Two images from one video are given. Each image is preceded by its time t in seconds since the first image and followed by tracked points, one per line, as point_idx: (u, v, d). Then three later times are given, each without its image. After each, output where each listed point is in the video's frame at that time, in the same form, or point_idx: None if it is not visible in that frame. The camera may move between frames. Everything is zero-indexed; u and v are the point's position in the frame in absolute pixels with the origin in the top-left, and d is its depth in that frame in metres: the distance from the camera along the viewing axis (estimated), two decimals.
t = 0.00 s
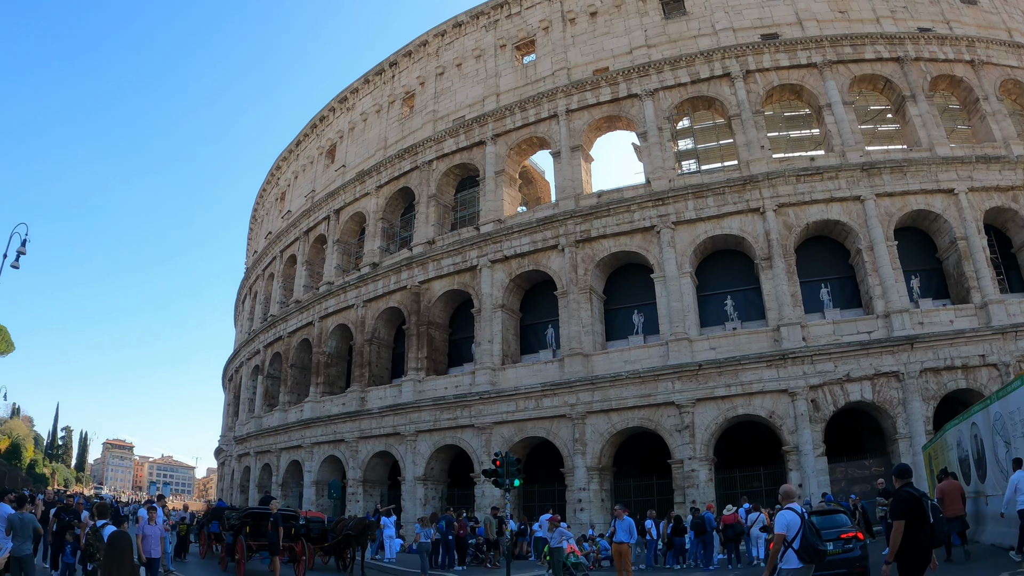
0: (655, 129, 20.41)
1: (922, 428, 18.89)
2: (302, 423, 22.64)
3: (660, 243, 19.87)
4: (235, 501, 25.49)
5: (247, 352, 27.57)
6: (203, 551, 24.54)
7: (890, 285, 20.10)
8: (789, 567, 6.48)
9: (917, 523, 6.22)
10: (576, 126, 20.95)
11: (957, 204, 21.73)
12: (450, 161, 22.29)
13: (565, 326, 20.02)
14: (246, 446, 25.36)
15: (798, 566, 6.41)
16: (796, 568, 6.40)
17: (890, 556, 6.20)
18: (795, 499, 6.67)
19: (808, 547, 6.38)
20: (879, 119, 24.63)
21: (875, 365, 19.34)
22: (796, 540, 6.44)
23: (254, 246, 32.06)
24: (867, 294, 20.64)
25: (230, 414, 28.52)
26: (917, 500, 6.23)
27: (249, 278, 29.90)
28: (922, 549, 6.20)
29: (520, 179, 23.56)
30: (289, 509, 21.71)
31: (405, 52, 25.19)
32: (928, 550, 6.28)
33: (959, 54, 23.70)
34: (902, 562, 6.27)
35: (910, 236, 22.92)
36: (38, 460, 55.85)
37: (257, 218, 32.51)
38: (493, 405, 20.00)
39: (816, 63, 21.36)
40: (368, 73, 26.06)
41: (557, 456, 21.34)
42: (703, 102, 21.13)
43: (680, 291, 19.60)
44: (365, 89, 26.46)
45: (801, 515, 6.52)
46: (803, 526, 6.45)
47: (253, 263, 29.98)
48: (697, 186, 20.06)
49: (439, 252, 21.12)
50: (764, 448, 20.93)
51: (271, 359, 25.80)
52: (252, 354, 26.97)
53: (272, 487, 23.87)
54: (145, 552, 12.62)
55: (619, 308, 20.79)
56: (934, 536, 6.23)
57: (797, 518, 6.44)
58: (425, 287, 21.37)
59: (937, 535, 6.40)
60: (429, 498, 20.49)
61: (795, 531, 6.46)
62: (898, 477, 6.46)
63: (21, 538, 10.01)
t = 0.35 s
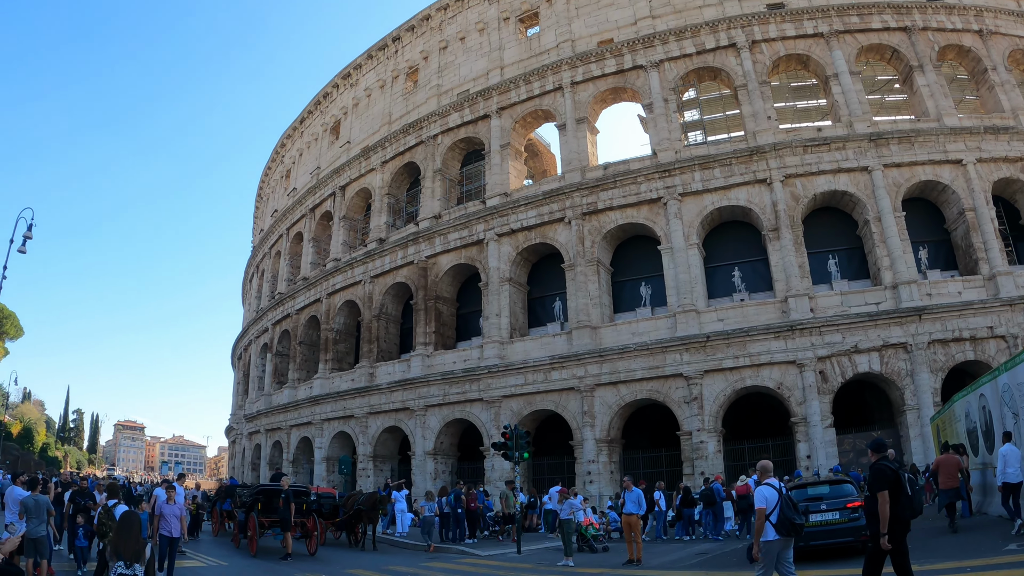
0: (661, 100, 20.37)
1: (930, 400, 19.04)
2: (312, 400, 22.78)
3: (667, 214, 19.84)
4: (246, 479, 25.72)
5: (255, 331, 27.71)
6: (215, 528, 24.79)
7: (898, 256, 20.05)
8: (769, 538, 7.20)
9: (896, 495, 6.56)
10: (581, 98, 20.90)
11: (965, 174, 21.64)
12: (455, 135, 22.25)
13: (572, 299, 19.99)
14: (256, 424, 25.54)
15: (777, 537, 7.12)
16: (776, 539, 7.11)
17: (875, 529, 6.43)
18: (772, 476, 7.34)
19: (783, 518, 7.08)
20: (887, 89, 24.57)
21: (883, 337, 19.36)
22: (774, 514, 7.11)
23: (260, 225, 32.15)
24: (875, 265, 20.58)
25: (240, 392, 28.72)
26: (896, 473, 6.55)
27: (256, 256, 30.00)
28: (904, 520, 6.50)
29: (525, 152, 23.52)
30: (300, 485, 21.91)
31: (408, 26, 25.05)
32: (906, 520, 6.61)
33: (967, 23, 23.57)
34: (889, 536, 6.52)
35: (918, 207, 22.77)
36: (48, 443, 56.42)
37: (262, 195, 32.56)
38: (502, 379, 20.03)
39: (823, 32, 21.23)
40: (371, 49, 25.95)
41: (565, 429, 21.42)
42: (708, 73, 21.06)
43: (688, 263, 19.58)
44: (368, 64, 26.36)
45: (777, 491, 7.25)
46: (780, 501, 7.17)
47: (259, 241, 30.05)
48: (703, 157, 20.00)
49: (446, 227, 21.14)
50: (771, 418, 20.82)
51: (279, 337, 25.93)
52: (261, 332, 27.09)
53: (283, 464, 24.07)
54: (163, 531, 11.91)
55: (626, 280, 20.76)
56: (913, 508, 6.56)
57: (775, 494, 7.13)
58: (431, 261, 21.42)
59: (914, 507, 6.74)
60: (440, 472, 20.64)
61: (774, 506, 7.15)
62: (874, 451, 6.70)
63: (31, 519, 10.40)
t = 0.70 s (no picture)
0: (662, 79, 20.36)
1: (930, 380, 19.11)
2: (313, 380, 22.84)
3: (667, 193, 19.84)
4: (248, 460, 25.86)
5: (256, 313, 27.78)
6: (217, 509, 24.97)
7: (899, 236, 20.04)
8: (745, 514, 7.60)
9: (858, 480, 6.45)
10: (582, 77, 20.88)
11: (967, 155, 21.61)
12: (455, 115, 22.22)
13: (573, 278, 19.97)
14: (258, 405, 25.65)
15: (751, 514, 7.50)
16: (750, 516, 7.50)
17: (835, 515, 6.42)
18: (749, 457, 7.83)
19: (758, 495, 7.54)
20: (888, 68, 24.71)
21: (884, 317, 19.38)
22: (750, 491, 7.59)
23: (260, 207, 32.19)
24: (876, 245, 20.58)
25: (241, 374, 28.81)
26: (858, 457, 6.43)
27: (256, 238, 30.04)
28: (865, 505, 6.41)
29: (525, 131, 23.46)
30: (302, 466, 22.02)
31: (407, 6, 24.83)
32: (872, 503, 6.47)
33: (970, 3, 23.56)
34: (849, 521, 6.45)
35: (919, 187, 22.71)
36: (51, 427, 56.72)
37: (262, 177, 32.54)
38: (503, 358, 20.05)
39: (825, 11, 21.24)
40: (370, 29, 25.83)
41: (566, 409, 21.47)
42: (709, 52, 21.03)
43: (689, 242, 19.54)
44: (367, 45, 26.25)
45: (753, 469, 7.69)
46: (755, 479, 7.62)
47: (260, 223, 30.06)
48: (704, 136, 19.97)
49: (446, 207, 21.14)
50: (772, 396, 20.84)
51: (280, 318, 25.99)
52: (261, 314, 27.14)
53: (285, 445, 24.20)
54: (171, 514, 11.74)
55: (627, 259, 20.72)
56: (878, 492, 6.41)
57: (748, 472, 7.57)
58: (432, 242, 21.44)
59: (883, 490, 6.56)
60: (441, 452, 20.73)
61: (748, 483, 7.62)
62: (838, 434, 6.62)
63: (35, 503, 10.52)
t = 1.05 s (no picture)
0: (655, 57, 20.35)
1: (922, 359, 19.19)
2: (306, 359, 22.86)
3: (661, 171, 19.81)
4: (242, 440, 25.93)
5: (248, 293, 27.75)
6: (212, 490, 25.02)
7: (892, 216, 20.05)
8: (711, 494, 7.88)
9: (818, 459, 6.85)
10: (575, 55, 20.85)
11: (961, 136, 21.61)
12: (447, 93, 22.15)
13: (566, 256, 19.93)
14: (252, 385, 25.70)
15: (717, 492, 7.77)
16: (717, 494, 7.76)
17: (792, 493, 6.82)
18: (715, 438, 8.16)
19: (723, 474, 7.84)
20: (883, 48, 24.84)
21: (876, 296, 19.42)
22: (716, 470, 7.88)
23: (252, 186, 32.12)
24: (869, 225, 20.59)
25: (234, 354, 28.84)
26: (817, 437, 6.88)
27: (248, 218, 29.98)
28: (824, 484, 6.75)
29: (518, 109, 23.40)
30: (296, 445, 22.06)
31: None
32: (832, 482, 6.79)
33: None
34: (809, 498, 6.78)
35: (913, 167, 22.70)
36: (46, 410, 56.75)
37: (255, 156, 32.43)
38: (496, 336, 20.04)
39: None
40: (362, 6, 25.61)
41: (559, 387, 21.50)
42: (703, 29, 21.01)
43: (682, 220, 19.48)
44: (359, 22, 26.00)
45: (719, 450, 8.06)
46: (721, 460, 7.97)
47: (252, 202, 29.96)
48: (698, 114, 19.95)
49: (438, 184, 21.11)
50: (764, 374, 20.88)
51: (273, 298, 25.98)
52: (255, 294, 27.12)
53: (279, 424, 24.27)
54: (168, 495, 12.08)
55: (620, 237, 20.69)
56: (836, 472, 6.79)
57: (715, 451, 7.93)
58: (425, 220, 21.43)
59: (844, 476, 6.90)
60: (435, 430, 20.79)
61: (714, 463, 7.93)
62: (801, 417, 7.11)
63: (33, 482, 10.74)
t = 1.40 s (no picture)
0: (643, 39, 20.36)
1: (907, 343, 19.29)
2: (293, 341, 22.86)
3: (648, 153, 19.79)
4: (230, 423, 25.94)
5: (234, 275, 27.68)
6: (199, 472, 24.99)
7: (879, 200, 20.08)
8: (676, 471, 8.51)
9: (774, 441, 7.28)
10: (563, 37, 20.82)
11: (948, 121, 21.66)
12: (434, 74, 22.09)
13: (553, 238, 19.88)
14: (238, 367, 25.71)
15: (680, 471, 8.41)
16: (679, 472, 8.41)
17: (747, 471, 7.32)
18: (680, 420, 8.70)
19: (687, 453, 8.44)
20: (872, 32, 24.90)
21: (862, 280, 19.48)
22: (680, 450, 8.46)
23: (238, 168, 31.98)
24: (856, 209, 20.62)
25: (221, 336, 28.81)
26: (774, 419, 7.27)
27: (234, 200, 29.88)
28: (779, 464, 7.24)
29: (506, 90, 23.34)
30: (283, 426, 22.06)
31: None
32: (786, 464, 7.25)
33: None
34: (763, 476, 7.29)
35: (900, 152, 22.73)
36: (32, 395, 56.58)
37: (241, 137, 32.29)
38: (483, 317, 20.03)
39: None
40: None
41: (545, 368, 21.49)
42: (693, 11, 21.20)
43: (669, 202, 19.43)
44: (346, 2, 25.73)
45: (683, 431, 8.62)
46: (683, 439, 8.58)
47: (237, 184, 29.81)
48: (685, 97, 19.93)
49: (425, 165, 21.10)
50: (749, 356, 20.94)
51: (259, 280, 25.94)
52: (241, 276, 27.04)
53: (266, 406, 24.31)
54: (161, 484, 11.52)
55: (607, 219, 20.67)
56: (790, 453, 7.24)
57: (677, 432, 8.49)
58: (412, 201, 21.40)
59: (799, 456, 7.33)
60: (422, 411, 20.80)
61: (679, 443, 8.51)
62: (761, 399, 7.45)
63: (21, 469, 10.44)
